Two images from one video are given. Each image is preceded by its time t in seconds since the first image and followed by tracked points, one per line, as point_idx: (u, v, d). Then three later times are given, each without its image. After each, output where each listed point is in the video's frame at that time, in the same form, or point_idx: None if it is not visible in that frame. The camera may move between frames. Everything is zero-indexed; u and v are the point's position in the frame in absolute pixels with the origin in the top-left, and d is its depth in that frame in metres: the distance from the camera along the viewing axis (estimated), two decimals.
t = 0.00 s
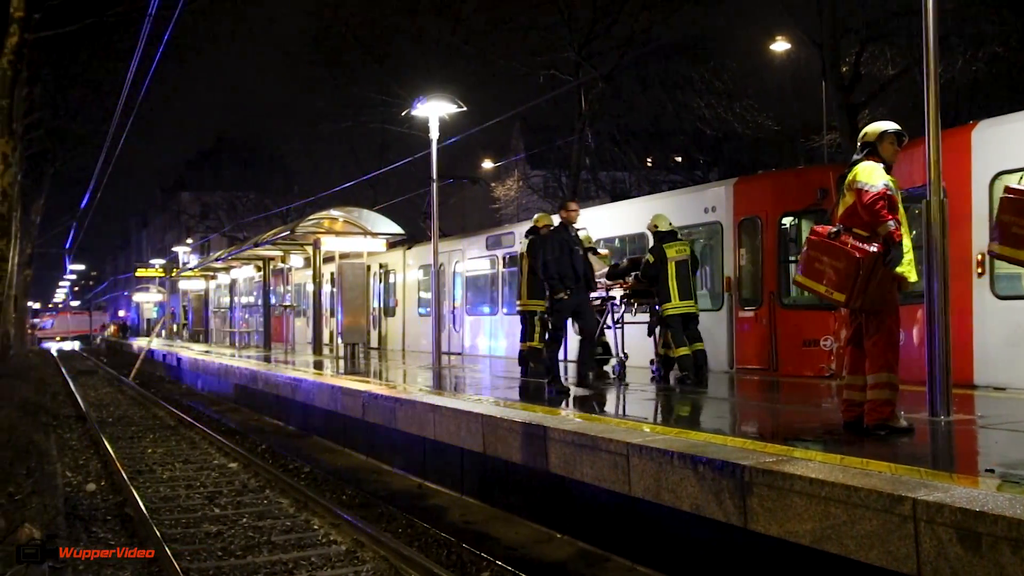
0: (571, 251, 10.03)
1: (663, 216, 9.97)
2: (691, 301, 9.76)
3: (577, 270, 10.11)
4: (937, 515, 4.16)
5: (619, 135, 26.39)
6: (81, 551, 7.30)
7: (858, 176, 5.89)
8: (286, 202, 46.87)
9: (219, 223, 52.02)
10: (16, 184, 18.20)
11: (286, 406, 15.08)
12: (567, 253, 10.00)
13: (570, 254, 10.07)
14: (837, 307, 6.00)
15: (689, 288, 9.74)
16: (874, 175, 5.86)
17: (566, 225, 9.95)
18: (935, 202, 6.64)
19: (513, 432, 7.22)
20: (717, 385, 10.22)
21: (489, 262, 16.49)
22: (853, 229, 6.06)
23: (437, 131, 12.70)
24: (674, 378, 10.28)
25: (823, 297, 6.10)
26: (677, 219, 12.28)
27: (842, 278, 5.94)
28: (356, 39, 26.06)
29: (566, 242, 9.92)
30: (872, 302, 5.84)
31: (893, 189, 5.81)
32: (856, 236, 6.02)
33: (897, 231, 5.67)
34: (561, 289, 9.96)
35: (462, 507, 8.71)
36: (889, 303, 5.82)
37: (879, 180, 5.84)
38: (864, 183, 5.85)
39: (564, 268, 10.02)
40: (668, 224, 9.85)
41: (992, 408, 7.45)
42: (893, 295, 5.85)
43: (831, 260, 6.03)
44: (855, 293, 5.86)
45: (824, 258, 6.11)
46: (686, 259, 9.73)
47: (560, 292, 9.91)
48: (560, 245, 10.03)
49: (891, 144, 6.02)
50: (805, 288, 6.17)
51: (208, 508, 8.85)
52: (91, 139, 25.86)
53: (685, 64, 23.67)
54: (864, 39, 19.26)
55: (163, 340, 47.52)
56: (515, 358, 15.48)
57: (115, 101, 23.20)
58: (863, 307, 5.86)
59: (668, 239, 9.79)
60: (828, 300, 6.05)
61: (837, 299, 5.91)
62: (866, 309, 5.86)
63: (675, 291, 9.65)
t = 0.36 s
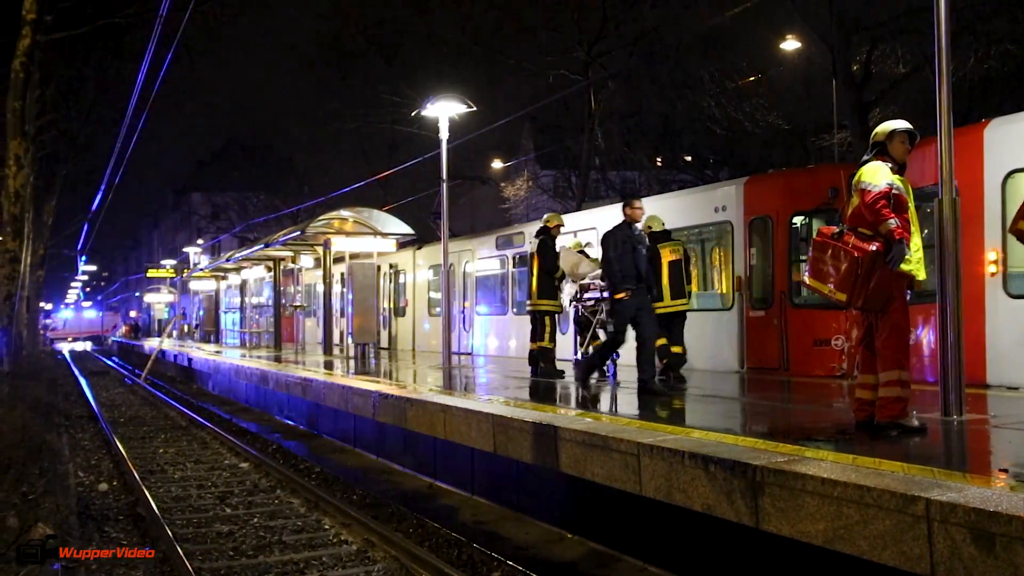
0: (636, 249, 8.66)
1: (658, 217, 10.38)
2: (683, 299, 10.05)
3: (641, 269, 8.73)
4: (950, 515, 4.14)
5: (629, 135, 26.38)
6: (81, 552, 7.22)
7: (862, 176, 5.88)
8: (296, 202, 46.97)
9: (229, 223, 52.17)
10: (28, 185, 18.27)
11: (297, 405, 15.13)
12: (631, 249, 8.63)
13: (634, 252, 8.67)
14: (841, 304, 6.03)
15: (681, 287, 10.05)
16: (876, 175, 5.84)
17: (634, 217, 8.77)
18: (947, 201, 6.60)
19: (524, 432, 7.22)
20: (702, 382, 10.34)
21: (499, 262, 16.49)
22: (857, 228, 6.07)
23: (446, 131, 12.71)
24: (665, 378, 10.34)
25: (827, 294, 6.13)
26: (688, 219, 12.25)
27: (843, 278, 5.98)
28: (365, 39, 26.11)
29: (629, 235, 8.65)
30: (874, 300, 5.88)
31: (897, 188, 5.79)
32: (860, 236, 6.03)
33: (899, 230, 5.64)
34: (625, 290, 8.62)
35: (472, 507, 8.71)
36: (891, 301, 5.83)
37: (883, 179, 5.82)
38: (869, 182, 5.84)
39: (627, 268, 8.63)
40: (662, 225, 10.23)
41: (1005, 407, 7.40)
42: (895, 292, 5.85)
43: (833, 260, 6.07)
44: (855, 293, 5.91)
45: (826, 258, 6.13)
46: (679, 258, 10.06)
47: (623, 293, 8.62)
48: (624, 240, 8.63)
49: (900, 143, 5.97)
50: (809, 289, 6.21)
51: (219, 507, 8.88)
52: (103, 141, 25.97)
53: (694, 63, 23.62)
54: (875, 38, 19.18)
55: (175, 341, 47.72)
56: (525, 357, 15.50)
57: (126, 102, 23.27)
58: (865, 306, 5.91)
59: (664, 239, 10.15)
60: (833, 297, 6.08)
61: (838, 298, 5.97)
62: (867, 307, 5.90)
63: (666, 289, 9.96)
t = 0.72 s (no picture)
0: (695, 247, 8.65)
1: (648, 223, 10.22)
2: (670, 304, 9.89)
3: (700, 268, 8.69)
4: (965, 516, 4.12)
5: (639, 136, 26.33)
6: (82, 551, 7.09)
7: (873, 176, 5.86)
8: (307, 203, 47.08)
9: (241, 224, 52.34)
10: (41, 187, 18.38)
11: (308, 406, 15.18)
12: (693, 247, 8.63)
13: (692, 251, 8.66)
14: (852, 305, 6.01)
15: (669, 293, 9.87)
16: (886, 175, 5.81)
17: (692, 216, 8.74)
18: (961, 200, 6.56)
19: (536, 432, 7.21)
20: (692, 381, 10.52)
21: (510, 262, 16.49)
22: (868, 228, 6.05)
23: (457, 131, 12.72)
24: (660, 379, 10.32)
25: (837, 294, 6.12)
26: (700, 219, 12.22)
27: (853, 278, 5.97)
28: (375, 40, 26.15)
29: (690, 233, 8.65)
30: (884, 301, 5.84)
31: (907, 188, 5.76)
32: (870, 236, 6.01)
33: (909, 230, 5.60)
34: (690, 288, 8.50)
35: (483, 507, 8.72)
36: (901, 301, 5.79)
37: (893, 179, 5.79)
38: (879, 182, 5.81)
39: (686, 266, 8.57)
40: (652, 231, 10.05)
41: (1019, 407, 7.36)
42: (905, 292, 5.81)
43: (844, 260, 6.05)
44: (865, 292, 5.89)
45: (837, 258, 6.13)
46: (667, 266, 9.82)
47: (688, 291, 8.47)
48: (684, 238, 8.61)
49: (910, 143, 5.95)
50: (821, 288, 6.20)
51: (231, 507, 8.92)
52: (115, 142, 26.10)
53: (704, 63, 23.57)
54: (887, 37, 19.10)
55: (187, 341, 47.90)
56: (536, 358, 15.50)
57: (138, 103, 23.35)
58: (874, 306, 5.87)
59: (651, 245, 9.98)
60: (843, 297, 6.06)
61: (848, 297, 5.95)
62: (877, 308, 5.87)
63: (652, 294, 9.80)
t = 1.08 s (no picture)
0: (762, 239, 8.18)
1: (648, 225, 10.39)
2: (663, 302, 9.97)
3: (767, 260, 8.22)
4: (983, 518, 4.09)
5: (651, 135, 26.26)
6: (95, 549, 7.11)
7: (886, 175, 5.82)
8: (321, 203, 47.20)
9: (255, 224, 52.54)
10: (57, 187, 18.51)
11: (322, 405, 15.23)
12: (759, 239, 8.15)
13: (759, 243, 8.19)
14: (862, 303, 5.99)
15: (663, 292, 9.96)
16: (900, 174, 5.77)
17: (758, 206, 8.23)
18: (977, 200, 6.52)
19: (549, 432, 7.21)
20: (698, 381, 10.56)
21: (523, 262, 16.49)
22: (879, 226, 6.01)
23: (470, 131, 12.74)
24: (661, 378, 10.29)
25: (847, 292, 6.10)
26: (713, 219, 12.19)
27: (864, 277, 5.94)
28: (388, 40, 26.19)
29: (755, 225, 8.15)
30: (895, 301, 5.81)
31: (920, 188, 5.72)
32: (882, 235, 5.97)
33: (922, 230, 5.59)
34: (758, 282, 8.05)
35: (497, 507, 8.72)
36: (912, 301, 5.76)
37: (906, 179, 5.76)
38: (893, 181, 5.77)
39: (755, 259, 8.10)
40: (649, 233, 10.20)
41: None
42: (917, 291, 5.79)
43: (856, 258, 6.02)
44: (876, 291, 5.86)
45: (848, 256, 6.11)
46: (661, 265, 10.07)
47: (755, 286, 8.02)
48: (749, 230, 8.12)
49: (923, 143, 5.91)
50: (832, 286, 6.19)
51: (245, 506, 8.96)
52: (131, 142, 26.26)
53: (717, 62, 23.49)
54: (902, 35, 18.99)
55: (202, 340, 48.12)
56: (549, 357, 15.50)
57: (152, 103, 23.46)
58: (885, 305, 5.85)
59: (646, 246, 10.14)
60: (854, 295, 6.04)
61: (859, 296, 5.92)
62: (887, 307, 5.84)
63: (645, 291, 9.91)
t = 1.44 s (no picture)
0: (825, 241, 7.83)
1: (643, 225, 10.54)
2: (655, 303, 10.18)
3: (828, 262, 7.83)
4: (998, 518, 4.06)
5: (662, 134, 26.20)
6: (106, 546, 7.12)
7: (892, 172, 5.76)
8: (331, 202, 47.26)
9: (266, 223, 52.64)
10: (70, 186, 18.59)
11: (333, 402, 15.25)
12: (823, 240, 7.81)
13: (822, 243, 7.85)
14: (869, 306, 5.97)
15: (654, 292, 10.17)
16: (905, 172, 5.73)
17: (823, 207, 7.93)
18: (991, 198, 6.47)
19: (561, 431, 7.21)
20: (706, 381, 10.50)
21: (533, 260, 16.48)
22: (884, 226, 5.99)
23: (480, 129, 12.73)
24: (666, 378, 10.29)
25: (854, 294, 6.08)
26: (726, 218, 12.15)
27: (870, 280, 5.92)
28: (399, 38, 26.18)
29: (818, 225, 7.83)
30: (902, 303, 5.79)
31: (926, 186, 5.68)
32: (888, 235, 5.95)
33: (929, 231, 5.56)
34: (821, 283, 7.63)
35: (508, 506, 8.72)
36: (919, 302, 5.75)
37: (912, 177, 5.71)
38: (899, 179, 5.71)
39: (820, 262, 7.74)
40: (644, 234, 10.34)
41: None
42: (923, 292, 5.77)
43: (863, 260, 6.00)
44: (885, 293, 5.82)
45: (855, 257, 6.12)
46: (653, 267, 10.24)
47: (814, 287, 7.64)
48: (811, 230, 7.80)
49: (926, 140, 5.89)
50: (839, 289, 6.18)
51: (257, 504, 8.98)
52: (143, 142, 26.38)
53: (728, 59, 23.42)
54: (915, 32, 18.88)
55: (213, 338, 48.27)
56: (560, 356, 15.49)
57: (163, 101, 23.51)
58: (893, 308, 5.82)
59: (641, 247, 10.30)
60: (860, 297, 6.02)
61: (866, 300, 5.89)
62: (894, 308, 5.82)
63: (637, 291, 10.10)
